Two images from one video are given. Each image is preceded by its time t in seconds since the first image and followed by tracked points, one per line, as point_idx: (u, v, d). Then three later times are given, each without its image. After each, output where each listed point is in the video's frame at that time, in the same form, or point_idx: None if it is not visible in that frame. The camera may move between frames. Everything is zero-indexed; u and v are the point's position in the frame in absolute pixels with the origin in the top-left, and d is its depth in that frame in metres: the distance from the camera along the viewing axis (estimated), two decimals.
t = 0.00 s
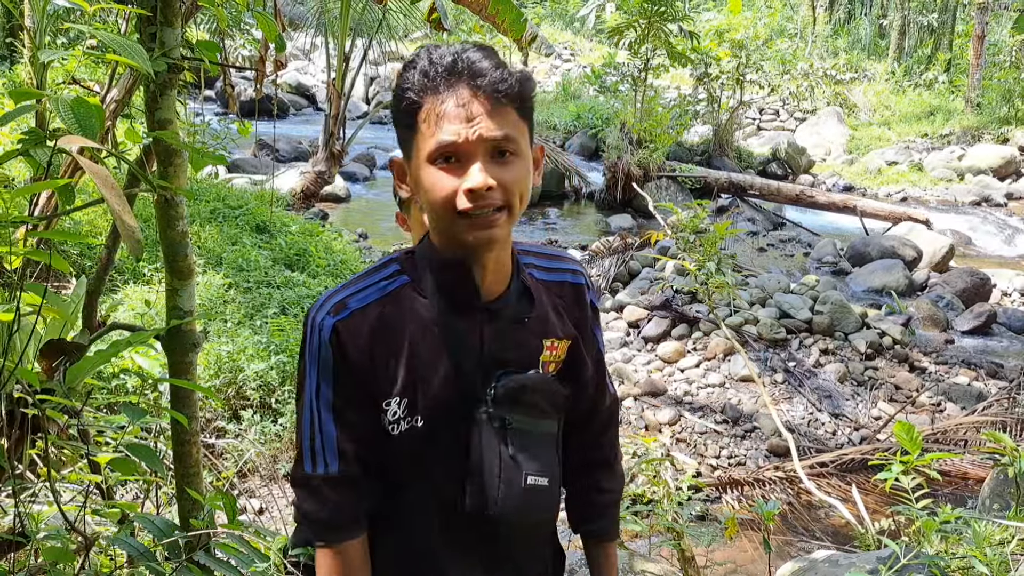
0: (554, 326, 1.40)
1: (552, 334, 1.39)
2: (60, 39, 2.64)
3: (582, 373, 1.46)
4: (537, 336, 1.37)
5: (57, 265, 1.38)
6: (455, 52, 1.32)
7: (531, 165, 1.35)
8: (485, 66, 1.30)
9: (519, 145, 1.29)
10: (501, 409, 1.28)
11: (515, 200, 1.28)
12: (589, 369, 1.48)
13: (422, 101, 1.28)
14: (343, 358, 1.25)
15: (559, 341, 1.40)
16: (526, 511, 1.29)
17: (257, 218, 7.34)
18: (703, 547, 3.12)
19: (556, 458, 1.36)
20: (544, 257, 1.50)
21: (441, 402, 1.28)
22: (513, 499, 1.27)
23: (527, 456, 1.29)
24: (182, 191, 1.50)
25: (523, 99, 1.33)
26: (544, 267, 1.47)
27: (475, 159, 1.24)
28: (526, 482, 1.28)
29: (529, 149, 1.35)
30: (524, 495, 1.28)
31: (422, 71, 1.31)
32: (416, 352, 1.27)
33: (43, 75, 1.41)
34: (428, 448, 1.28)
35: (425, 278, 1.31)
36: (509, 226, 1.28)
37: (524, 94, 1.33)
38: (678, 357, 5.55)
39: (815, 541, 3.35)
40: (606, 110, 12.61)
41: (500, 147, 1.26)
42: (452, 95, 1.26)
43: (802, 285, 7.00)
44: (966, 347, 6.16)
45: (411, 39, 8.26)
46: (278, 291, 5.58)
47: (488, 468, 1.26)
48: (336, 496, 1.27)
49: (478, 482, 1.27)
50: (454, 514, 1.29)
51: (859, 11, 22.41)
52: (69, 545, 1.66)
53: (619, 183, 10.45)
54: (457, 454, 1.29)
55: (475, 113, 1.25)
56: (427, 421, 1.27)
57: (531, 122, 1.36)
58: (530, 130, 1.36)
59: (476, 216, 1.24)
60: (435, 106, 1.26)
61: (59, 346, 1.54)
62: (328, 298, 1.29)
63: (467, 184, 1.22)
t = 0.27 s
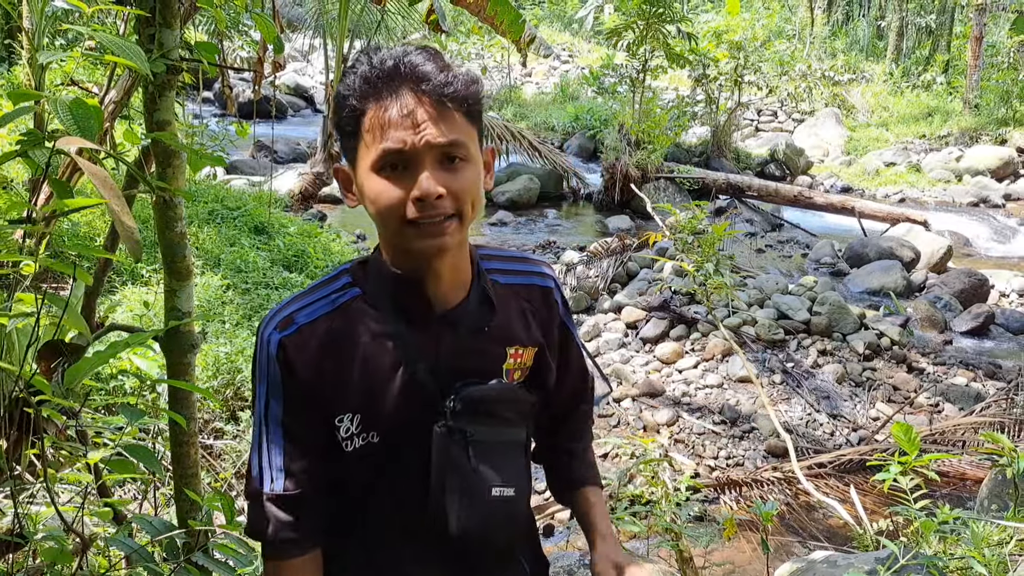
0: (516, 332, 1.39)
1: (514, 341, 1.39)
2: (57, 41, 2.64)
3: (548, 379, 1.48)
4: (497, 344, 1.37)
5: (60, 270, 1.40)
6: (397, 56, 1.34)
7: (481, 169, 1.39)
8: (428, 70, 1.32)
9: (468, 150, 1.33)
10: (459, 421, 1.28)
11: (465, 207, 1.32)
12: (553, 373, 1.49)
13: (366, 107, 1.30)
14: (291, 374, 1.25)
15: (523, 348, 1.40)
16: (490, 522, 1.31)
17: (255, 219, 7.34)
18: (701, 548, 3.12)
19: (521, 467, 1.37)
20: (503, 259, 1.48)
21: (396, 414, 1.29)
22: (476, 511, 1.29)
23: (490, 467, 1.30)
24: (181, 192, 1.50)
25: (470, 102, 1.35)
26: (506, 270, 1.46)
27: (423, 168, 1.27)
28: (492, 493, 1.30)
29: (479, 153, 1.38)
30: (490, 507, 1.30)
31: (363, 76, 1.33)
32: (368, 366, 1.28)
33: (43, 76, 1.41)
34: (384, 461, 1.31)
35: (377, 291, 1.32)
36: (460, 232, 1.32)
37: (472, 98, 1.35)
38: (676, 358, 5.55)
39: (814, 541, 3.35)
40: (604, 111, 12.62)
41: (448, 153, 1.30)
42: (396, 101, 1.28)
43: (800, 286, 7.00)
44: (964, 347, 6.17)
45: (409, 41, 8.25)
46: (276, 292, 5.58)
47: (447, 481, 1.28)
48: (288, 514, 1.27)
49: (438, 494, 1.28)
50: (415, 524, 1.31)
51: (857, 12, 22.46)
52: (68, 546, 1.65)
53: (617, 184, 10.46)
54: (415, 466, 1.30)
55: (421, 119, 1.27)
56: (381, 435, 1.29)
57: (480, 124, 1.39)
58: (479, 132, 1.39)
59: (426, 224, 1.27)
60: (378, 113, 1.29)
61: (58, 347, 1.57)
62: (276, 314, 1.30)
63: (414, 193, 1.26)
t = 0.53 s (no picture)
0: (501, 330, 1.37)
1: (499, 338, 1.37)
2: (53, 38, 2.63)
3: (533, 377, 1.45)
4: (481, 343, 1.35)
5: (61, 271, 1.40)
6: (395, 46, 1.32)
7: (472, 166, 1.37)
8: (425, 64, 1.31)
9: (458, 146, 1.31)
10: (439, 418, 1.24)
11: (453, 203, 1.29)
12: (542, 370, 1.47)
13: (359, 95, 1.29)
14: (270, 368, 1.26)
15: (507, 345, 1.38)
16: (469, 525, 1.26)
17: (251, 217, 7.32)
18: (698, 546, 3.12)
19: (507, 469, 1.32)
20: (492, 255, 1.46)
21: (376, 412, 1.26)
22: (455, 513, 1.25)
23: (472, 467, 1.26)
24: (178, 190, 1.49)
25: (465, 100, 1.34)
26: (493, 265, 1.44)
27: (412, 162, 1.25)
28: (472, 494, 1.26)
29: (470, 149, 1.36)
30: (468, 509, 1.26)
31: (358, 63, 1.31)
32: (347, 361, 1.27)
33: (39, 74, 1.40)
34: (363, 459, 1.29)
35: (359, 285, 1.30)
36: (447, 228, 1.29)
37: (465, 94, 1.34)
38: (673, 356, 5.55)
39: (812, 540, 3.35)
40: (601, 108, 12.62)
41: (439, 149, 1.28)
42: (392, 92, 1.27)
43: (796, 284, 7.01)
44: (960, 346, 6.18)
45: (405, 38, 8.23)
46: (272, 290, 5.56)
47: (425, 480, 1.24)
48: (263, 509, 1.26)
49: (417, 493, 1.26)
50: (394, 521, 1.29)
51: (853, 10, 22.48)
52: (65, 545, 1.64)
53: (613, 182, 10.45)
54: (394, 465, 1.28)
55: (414, 112, 1.26)
56: (360, 432, 1.28)
57: (473, 121, 1.38)
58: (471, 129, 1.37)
59: (410, 219, 1.25)
60: (372, 102, 1.27)
61: (53, 345, 1.59)
62: (259, 307, 1.31)
63: (401, 186, 1.24)
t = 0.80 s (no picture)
0: (506, 339, 1.36)
1: (504, 347, 1.36)
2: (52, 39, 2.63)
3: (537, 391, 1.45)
4: (486, 353, 1.33)
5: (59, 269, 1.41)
6: (413, 47, 1.35)
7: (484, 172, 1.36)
8: (442, 66, 1.32)
9: (471, 150, 1.30)
10: (439, 426, 1.21)
11: (463, 206, 1.29)
12: (547, 384, 1.46)
13: (376, 92, 1.31)
14: (273, 368, 1.26)
15: (513, 355, 1.37)
16: (465, 537, 1.24)
17: (250, 218, 7.32)
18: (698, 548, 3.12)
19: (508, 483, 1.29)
20: (500, 265, 1.46)
21: (377, 416, 1.25)
22: (452, 524, 1.22)
23: (472, 480, 1.22)
24: (178, 190, 1.49)
25: (481, 105, 1.35)
26: (500, 274, 1.44)
27: (424, 162, 1.25)
28: (468, 506, 1.23)
29: (483, 155, 1.36)
30: (464, 521, 1.23)
31: (377, 62, 1.34)
32: (349, 365, 1.26)
33: (38, 74, 1.40)
34: (364, 463, 1.29)
35: (364, 287, 1.30)
36: (455, 231, 1.29)
37: (481, 99, 1.34)
38: (672, 357, 5.54)
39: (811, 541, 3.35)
40: (600, 110, 12.62)
41: (452, 151, 1.28)
42: (409, 91, 1.28)
43: (795, 285, 7.01)
44: (959, 347, 6.19)
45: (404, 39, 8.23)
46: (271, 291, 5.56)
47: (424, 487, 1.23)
48: (261, 508, 1.26)
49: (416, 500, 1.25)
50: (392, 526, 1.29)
51: (852, 12, 22.51)
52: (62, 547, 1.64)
53: (612, 184, 10.45)
54: (395, 471, 1.27)
55: (428, 112, 1.27)
56: (362, 436, 1.27)
57: (487, 128, 1.38)
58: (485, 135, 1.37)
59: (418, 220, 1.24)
60: (387, 99, 1.28)
61: (53, 346, 1.58)
62: (263, 305, 1.30)
63: (409, 185, 1.23)
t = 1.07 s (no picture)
0: (530, 348, 1.38)
1: (528, 357, 1.37)
2: (50, 41, 2.63)
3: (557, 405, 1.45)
4: (510, 361, 1.35)
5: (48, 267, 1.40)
6: (452, 47, 1.34)
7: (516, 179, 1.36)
8: (479, 68, 1.32)
9: (505, 156, 1.31)
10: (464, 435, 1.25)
11: (493, 213, 1.29)
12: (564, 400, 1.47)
13: (413, 92, 1.31)
14: (294, 372, 1.25)
15: (536, 365, 1.38)
16: (488, 547, 1.25)
17: (248, 220, 7.32)
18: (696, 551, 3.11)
19: (528, 492, 1.31)
20: (521, 273, 1.48)
21: (399, 422, 1.26)
22: (476, 533, 1.24)
23: (492, 491, 1.26)
24: (176, 193, 1.49)
25: (518, 109, 1.34)
26: (524, 284, 1.46)
27: (456, 165, 1.25)
28: (491, 515, 1.25)
29: (516, 162, 1.37)
30: (487, 530, 1.25)
31: (415, 61, 1.33)
32: (373, 371, 1.26)
33: (35, 76, 1.40)
34: (385, 469, 1.28)
35: (389, 291, 1.30)
36: (484, 239, 1.30)
37: (518, 106, 1.34)
38: (670, 360, 5.54)
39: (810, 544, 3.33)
40: (598, 113, 12.63)
41: (486, 156, 1.28)
42: (446, 91, 1.28)
43: (794, 288, 7.01)
44: (958, 350, 6.20)
45: (403, 42, 8.23)
46: (269, 294, 5.55)
47: (449, 495, 1.26)
48: (278, 514, 1.25)
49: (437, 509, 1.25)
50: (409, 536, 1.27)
51: (851, 15, 22.55)
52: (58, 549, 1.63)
53: (611, 186, 10.45)
54: (416, 478, 1.28)
55: (464, 114, 1.27)
56: (383, 442, 1.27)
57: (522, 134, 1.38)
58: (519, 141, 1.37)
59: (449, 224, 1.25)
60: (424, 99, 1.28)
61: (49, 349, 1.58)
62: (284, 307, 1.30)
63: (442, 189, 1.24)
